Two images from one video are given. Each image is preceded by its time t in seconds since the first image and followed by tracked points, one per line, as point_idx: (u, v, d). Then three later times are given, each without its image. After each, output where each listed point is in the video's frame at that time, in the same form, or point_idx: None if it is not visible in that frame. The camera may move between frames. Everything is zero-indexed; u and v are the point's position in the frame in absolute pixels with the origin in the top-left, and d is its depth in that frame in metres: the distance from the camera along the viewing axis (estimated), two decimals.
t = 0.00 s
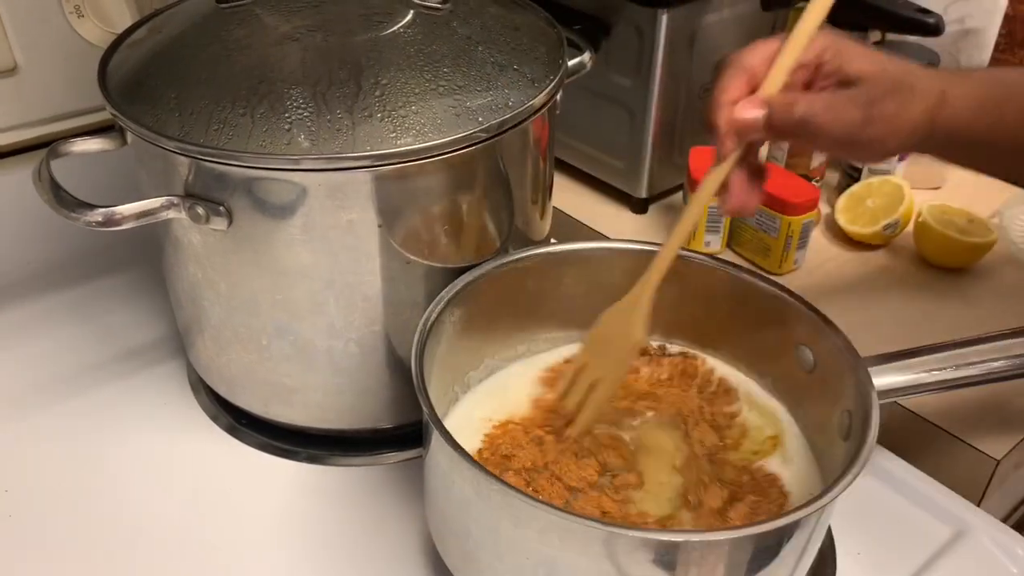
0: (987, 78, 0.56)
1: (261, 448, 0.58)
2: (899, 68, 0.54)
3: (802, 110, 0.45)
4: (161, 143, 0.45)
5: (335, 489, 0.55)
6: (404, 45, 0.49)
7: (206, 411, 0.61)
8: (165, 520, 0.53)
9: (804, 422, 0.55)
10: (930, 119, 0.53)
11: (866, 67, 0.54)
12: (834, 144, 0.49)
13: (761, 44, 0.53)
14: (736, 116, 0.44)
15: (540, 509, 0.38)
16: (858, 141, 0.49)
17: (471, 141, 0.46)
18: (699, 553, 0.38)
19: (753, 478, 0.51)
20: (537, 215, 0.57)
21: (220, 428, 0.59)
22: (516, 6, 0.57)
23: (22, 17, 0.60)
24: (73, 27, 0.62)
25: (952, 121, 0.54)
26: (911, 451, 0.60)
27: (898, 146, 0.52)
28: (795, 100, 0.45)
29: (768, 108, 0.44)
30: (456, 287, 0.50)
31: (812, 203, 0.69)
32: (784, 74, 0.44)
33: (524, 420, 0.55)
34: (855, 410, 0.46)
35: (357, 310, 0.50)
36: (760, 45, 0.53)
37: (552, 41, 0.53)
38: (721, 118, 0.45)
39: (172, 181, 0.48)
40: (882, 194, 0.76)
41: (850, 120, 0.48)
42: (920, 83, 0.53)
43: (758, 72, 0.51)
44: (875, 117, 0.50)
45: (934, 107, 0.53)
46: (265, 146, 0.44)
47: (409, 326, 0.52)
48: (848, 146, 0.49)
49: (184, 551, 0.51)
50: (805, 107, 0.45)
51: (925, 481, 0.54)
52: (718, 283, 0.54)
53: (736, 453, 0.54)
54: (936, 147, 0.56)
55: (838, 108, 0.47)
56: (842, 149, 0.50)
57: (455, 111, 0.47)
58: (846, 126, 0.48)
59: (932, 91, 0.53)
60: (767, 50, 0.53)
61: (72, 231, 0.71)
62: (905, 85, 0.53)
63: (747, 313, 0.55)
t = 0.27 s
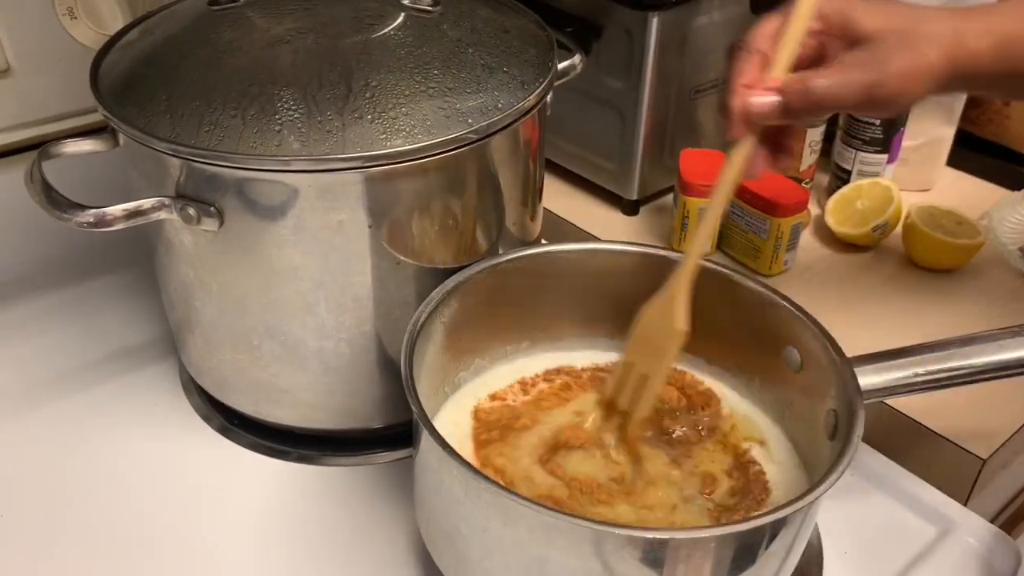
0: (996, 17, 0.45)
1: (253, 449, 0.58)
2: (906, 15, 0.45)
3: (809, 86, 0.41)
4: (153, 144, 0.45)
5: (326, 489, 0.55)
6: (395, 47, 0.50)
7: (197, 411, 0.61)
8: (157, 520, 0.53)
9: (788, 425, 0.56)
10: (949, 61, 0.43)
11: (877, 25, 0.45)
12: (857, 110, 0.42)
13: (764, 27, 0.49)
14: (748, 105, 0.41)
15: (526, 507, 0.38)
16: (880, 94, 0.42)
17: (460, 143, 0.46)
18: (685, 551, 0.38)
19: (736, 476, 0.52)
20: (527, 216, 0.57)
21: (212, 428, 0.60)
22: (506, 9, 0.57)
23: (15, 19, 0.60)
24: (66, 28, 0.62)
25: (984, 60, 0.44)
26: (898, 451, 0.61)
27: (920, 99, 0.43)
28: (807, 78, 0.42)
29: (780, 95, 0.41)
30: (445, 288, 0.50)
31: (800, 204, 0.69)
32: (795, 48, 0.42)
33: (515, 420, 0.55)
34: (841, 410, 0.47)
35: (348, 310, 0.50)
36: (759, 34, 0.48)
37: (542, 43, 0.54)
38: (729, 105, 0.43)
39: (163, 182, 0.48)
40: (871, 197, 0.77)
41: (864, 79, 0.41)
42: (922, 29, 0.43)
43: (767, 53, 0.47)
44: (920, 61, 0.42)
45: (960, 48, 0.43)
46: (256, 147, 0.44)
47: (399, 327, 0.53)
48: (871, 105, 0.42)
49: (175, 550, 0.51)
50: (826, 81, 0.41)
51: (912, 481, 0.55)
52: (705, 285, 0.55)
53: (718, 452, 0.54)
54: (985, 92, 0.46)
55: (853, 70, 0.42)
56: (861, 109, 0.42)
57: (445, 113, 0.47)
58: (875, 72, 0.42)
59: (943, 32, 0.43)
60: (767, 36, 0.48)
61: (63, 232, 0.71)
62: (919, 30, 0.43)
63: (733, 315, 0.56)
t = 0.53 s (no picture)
0: None
1: (250, 454, 0.58)
2: None
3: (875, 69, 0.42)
4: (149, 152, 0.46)
5: (322, 495, 0.55)
6: (390, 56, 0.50)
7: (194, 418, 0.61)
8: (153, 526, 0.53)
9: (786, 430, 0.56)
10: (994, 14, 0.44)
11: None
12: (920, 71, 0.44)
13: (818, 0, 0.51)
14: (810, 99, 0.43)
15: (519, 513, 0.38)
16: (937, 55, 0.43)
17: (454, 151, 0.46)
18: (678, 558, 0.38)
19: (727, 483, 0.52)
20: (523, 223, 0.57)
21: (209, 435, 0.60)
22: (502, 17, 0.57)
23: (12, 27, 0.60)
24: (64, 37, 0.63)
25: None
26: (891, 456, 0.61)
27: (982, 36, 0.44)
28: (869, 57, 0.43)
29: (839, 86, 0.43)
30: (441, 295, 0.51)
31: (795, 210, 0.70)
32: (847, 31, 0.45)
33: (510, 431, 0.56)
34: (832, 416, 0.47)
35: (343, 317, 0.51)
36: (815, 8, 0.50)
37: (537, 51, 0.54)
38: (794, 94, 0.45)
39: (160, 190, 0.48)
40: (864, 203, 0.77)
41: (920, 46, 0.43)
42: None
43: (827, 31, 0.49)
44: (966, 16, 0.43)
45: None
46: (251, 155, 0.44)
47: (395, 333, 0.53)
48: (930, 66, 0.44)
49: (170, 556, 0.51)
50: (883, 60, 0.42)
51: (904, 486, 0.55)
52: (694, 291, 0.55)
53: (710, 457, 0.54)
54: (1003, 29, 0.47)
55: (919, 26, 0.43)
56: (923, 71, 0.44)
57: (439, 121, 0.47)
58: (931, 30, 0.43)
59: None
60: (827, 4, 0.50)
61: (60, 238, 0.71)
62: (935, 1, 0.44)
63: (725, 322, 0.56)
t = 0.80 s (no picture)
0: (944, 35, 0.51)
1: (249, 460, 0.58)
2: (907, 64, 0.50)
3: (855, 131, 0.45)
4: (148, 159, 0.46)
5: (321, 501, 0.55)
6: (388, 62, 0.50)
7: (193, 423, 0.61)
8: (152, 531, 0.53)
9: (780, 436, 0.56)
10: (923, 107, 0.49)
11: (901, 52, 0.51)
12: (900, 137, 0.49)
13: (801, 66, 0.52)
14: (796, 160, 0.44)
15: (516, 519, 0.38)
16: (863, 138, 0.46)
17: (453, 157, 0.46)
18: (676, 563, 0.38)
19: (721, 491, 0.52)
20: (522, 228, 0.58)
21: (208, 440, 0.60)
22: (500, 23, 0.58)
23: (12, 34, 0.61)
24: (64, 44, 0.63)
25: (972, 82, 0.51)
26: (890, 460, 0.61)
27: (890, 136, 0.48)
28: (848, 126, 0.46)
29: (827, 142, 0.44)
30: (439, 300, 0.51)
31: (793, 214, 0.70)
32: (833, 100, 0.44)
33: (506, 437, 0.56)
34: (830, 421, 0.47)
35: (342, 323, 0.51)
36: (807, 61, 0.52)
37: (535, 57, 0.54)
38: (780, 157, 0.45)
39: (159, 197, 0.49)
40: (861, 206, 0.78)
41: (892, 120, 0.47)
42: (929, 66, 0.49)
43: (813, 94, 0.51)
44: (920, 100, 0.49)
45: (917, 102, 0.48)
46: (249, 162, 0.44)
47: (393, 339, 0.53)
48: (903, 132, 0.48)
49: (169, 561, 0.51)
50: (864, 122, 0.46)
51: (903, 490, 0.55)
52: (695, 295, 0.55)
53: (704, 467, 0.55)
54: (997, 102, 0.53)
55: (898, 100, 0.48)
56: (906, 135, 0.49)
57: (437, 128, 0.47)
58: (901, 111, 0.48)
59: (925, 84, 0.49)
60: (815, 64, 0.52)
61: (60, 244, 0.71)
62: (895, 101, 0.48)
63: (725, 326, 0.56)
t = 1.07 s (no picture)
0: (927, 61, 0.51)
1: (241, 464, 0.58)
2: (865, 80, 0.49)
3: (766, 163, 0.44)
4: (136, 163, 0.46)
5: (313, 504, 0.55)
6: (376, 67, 0.50)
7: (185, 428, 0.61)
8: (142, 535, 0.53)
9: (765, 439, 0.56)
10: (880, 123, 0.50)
11: (816, 85, 0.50)
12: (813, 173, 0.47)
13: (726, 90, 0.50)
14: (711, 193, 0.44)
15: (502, 521, 0.38)
16: (833, 155, 0.48)
17: (440, 160, 0.47)
18: (663, 564, 0.38)
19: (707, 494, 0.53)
20: (511, 230, 0.58)
21: (200, 444, 0.60)
22: (489, 27, 0.58)
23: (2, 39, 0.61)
24: (55, 50, 0.63)
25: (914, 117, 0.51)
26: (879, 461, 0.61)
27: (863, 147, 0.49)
28: (762, 155, 0.45)
29: (739, 179, 0.44)
30: (427, 303, 0.51)
31: (783, 217, 0.70)
32: (752, 126, 0.44)
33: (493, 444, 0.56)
34: (816, 421, 0.47)
35: (331, 326, 0.51)
36: (715, 101, 0.50)
37: (523, 60, 0.54)
38: (692, 188, 0.46)
39: (148, 201, 0.49)
40: (849, 211, 0.78)
41: (812, 147, 0.46)
42: (858, 88, 0.49)
43: (722, 127, 0.49)
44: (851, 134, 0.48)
45: (886, 105, 0.49)
46: (237, 166, 0.45)
47: (383, 342, 0.53)
48: (822, 167, 0.47)
49: (158, 565, 0.51)
50: (779, 157, 0.45)
51: (894, 491, 0.55)
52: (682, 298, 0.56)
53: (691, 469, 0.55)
54: (936, 140, 0.54)
55: (808, 137, 0.47)
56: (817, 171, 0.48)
57: (425, 131, 0.48)
58: (831, 137, 0.47)
59: (897, 90, 0.50)
60: (725, 101, 0.50)
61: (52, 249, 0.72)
62: (839, 87, 0.50)
63: (711, 329, 0.56)
